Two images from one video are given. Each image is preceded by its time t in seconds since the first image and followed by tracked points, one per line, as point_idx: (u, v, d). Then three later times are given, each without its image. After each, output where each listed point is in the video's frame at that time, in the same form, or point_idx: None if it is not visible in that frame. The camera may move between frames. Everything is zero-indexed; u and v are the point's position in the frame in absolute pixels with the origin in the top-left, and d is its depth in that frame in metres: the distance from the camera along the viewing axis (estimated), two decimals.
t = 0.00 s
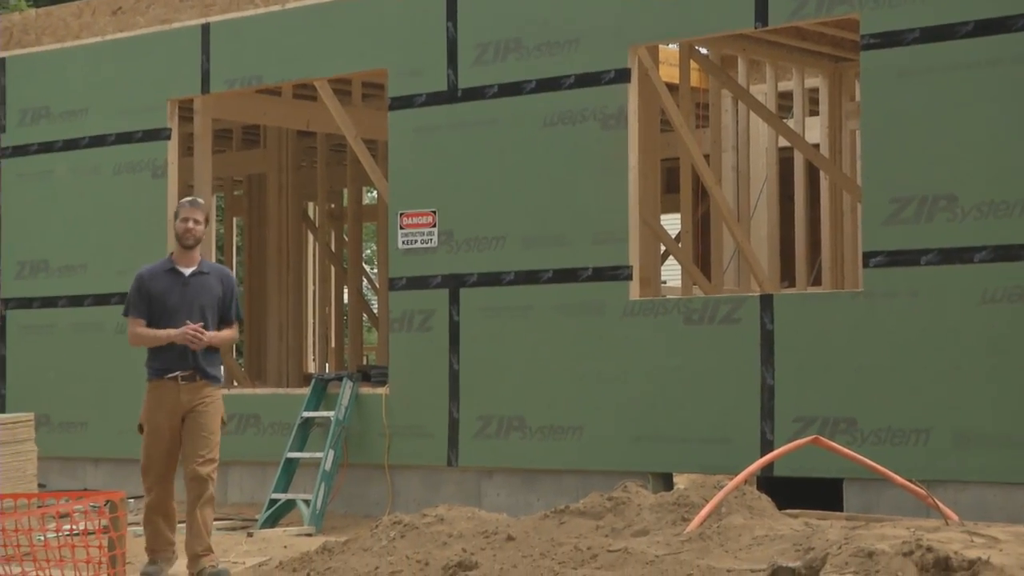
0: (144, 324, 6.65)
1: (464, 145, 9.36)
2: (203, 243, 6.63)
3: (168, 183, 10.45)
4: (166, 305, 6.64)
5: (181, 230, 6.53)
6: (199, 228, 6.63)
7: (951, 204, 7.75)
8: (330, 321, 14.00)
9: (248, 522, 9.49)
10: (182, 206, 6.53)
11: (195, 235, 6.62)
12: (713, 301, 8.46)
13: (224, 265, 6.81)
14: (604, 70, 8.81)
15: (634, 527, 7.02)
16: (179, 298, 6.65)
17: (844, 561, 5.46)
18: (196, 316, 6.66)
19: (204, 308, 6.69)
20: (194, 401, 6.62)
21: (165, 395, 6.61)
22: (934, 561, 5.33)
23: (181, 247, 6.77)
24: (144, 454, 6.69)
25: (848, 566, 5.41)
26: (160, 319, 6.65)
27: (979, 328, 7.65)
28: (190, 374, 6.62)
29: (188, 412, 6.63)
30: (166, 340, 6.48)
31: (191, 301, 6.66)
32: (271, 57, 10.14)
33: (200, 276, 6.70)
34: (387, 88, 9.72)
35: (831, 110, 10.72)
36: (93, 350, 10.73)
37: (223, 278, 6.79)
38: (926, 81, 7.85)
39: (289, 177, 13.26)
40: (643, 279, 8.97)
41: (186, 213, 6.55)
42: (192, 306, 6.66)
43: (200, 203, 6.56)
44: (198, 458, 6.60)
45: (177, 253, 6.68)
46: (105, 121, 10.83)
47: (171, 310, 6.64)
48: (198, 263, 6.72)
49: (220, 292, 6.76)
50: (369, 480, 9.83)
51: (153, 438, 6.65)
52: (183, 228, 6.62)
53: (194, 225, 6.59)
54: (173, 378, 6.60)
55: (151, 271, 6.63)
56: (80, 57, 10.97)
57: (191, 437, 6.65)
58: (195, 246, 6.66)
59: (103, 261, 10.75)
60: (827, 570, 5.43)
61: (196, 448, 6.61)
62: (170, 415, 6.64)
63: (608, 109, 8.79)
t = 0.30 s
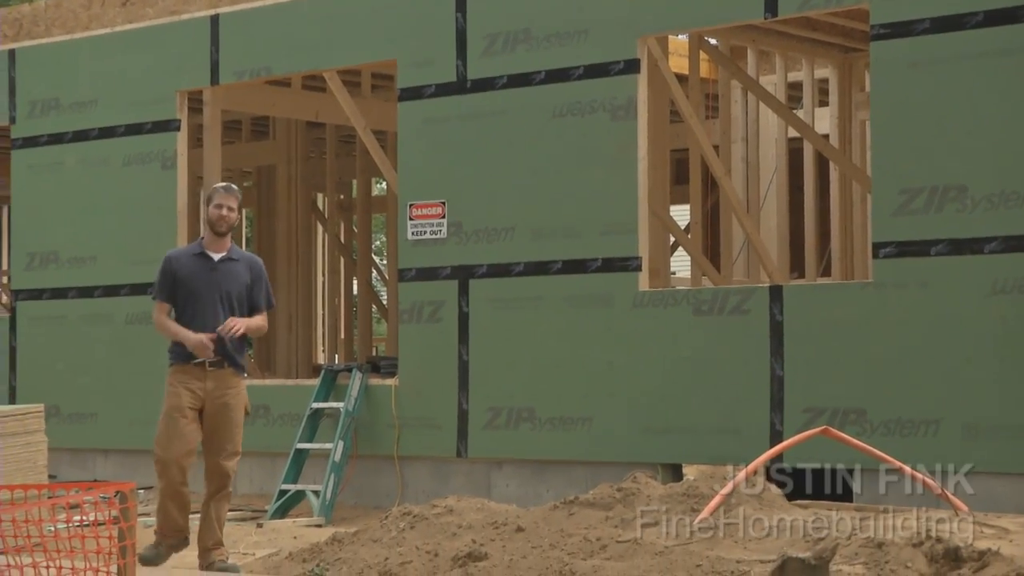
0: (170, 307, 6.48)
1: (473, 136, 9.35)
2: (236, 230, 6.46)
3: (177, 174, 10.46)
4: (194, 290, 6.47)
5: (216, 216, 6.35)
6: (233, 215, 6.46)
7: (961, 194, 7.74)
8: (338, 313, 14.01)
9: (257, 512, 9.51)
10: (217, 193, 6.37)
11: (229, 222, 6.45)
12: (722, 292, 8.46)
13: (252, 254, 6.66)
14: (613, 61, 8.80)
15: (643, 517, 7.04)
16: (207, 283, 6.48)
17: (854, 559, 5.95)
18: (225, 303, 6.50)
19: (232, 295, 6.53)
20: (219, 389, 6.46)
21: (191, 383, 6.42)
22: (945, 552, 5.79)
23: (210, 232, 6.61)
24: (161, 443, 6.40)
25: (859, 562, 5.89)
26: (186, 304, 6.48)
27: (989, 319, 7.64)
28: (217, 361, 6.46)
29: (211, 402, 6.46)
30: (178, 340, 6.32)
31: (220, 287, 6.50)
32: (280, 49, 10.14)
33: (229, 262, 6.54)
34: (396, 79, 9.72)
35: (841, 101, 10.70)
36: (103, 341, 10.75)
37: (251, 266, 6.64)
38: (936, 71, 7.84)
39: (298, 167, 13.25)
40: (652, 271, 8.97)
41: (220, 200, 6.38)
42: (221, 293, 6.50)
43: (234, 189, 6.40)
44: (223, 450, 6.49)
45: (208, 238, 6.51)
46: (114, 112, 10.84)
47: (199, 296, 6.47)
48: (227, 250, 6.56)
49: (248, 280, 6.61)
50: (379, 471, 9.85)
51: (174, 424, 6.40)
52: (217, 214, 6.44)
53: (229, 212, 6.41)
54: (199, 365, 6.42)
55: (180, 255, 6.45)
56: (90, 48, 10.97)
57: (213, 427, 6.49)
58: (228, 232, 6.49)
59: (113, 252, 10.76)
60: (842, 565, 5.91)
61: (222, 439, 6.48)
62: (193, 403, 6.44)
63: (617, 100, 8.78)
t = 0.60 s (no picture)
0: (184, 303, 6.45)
1: (477, 128, 9.35)
2: (248, 222, 6.47)
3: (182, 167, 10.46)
4: (211, 285, 6.45)
5: (228, 209, 6.36)
6: (245, 207, 6.48)
7: (965, 187, 7.74)
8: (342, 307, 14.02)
9: (261, 505, 9.53)
10: (229, 184, 6.38)
11: (241, 214, 6.46)
12: (726, 284, 8.46)
13: (262, 247, 6.68)
14: (617, 53, 8.79)
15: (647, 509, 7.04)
16: (225, 277, 6.48)
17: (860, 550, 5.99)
18: (241, 298, 6.51)
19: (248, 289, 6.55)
20: (240, 387, 6.50)
21: (214, 381, 6.43)
22: (948, 545, 5.81)
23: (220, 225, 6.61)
24: (187, 442, 6.40)
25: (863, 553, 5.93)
26: (203, 300, 6.47)
27: (993, 311, 7.64)
28: (238, 356, 6.48)
29: (231, 398, 6.50)
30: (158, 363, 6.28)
31: (237, 281, 6.51)
32: (284, 42, 10.14)
33: (244, 256, 6.55)
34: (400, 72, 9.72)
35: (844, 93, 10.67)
36: (107, 334, 10.76)
37: (263, 260, 6.66)
38: (941, 63, 7.83)
39: (302, 161, 13.25)
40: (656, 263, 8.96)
41: (232, 192, 6.39)
42: (238, 287, 6.50)
43: (247, 181, 6.41)
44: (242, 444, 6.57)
45: (221, 231, 6.52)
46: (119, 105, 10.84)
47: (216, 291, 6.46)
48: (240, 243, 6.58)
49: (262, 274, 6.63)
50: (383, 464, 9.86)
51: (199, 423, 6.40)
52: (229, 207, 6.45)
53: (241, 204, 6.42)
54: (221, 360, 6.43)
55: (195, 249, 6.44)
56: (93, 41, 10.97)
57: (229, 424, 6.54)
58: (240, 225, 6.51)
59: (118, 245, 10.76)
60: (847, 555, 5.95)
61: (241, 432, 6.57)
62: (215, 401, 6.46)
63: (621, 93, 8.78)
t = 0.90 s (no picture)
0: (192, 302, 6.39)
1: (479, 122, 9.45)
2: (247, 216, 6.43)
3: (186, 160, 10.55)
4: (217, 281, 6.42)
5: (227, 204, 6.31)
6: (242, 201, 6.43)
7: (962, 180, 7.83)
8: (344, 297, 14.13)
9: (266, 495, 9.64)
10: (225, 178, 6.32)
11: (238, 207, 6.42)
12: (725, 277, 8.55)
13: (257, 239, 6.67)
14: (617, 47, 8.87)
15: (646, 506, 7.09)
16: (229, 273, 6.46)
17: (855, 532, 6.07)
18: (247, 292, 6.50)
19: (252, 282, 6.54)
20: (256, 384, 6.49)
21: (234, 379, 6.40)
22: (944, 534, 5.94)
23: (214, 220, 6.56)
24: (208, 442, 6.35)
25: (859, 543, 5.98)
26: (210, 297, 6.43)
27: (989, 302, 7.73)
28: (253, 352, 6.47)
29: (247, 395, 6.47)
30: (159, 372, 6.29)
31: (241, 275, 6.49)
32: (287, 35, 10.22)
33: (243, 249, 6.54)
34: (403, 66, 9.81)
35: (842, 86, 10.74)
36: (112, 326, 10.86)
37: (260, 251, 6.65)
38: (938, 58, 7.92)
39: (305, 153, 13.35)
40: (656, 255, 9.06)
41: (230, 186, 6.34)
42: (243, 281, 6.49)
43: (242, 174, 6.36)
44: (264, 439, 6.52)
45: (218, 226, 6.48)
46: (123, 99, 10.92)
47: (223, 287, 6.43)
48: (237, 237, 6.56)
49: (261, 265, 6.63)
50: (386, 454, 9.97)
51: (219, 421, 6.36)
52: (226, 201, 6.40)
53: (238, 197, 6.37)
54: (238, 356, 6.41)
55: (197, 246, 6.39)
56: (98, 36, 11.06)
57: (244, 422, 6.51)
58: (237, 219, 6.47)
59: (123, 238, 10.86)
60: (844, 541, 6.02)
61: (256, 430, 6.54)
62: (234, 398, 6.43)
63: (621, 87, 8.86)
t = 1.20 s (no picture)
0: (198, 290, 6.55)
1: (481, 117, 9.65)
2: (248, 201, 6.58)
3: (194, 154, 10.76)
4: (221, 268, 6.58)
5: (227, 189, 6.46)
6: (242, 187, 6.58)
7: (952, 174, 8.03)
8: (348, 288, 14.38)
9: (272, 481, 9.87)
10: (225, 165, 6.46)
11: (239, 193, 6.57)
12: (721, 268, 8.76)
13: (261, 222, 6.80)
14: (616, 44, 9.07)
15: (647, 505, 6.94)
16: (231, 259, 6.60)
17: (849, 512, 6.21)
18: (252, 277, 6.65)
19: (257, 266, 6.69)
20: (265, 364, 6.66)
21: (242, 362, 6.58)
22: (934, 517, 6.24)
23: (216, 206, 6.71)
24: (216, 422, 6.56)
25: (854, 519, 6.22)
26: (215, 284, 6.60)
27: (978, 294, 7.94)
28: (258, 335, 6.65)
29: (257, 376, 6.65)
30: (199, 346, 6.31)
31: (245, 261, 6.64)
32: (293, 32, 10.42)
33: (247, 234, 6.68)
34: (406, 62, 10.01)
35: (835, 82, 10.92)
36: (122, 316, 11.08)
37: (264, 234, 6.80)
38: (929, 55, 8.12)
39: (311, 148, 13.56)
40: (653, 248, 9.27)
41: (229, 172, 6.48)
42: (246, 267, 6.64)
43: (241, 160, 6.51)
44: (276, 417, 6.68)
45: (220, 212, 6.63)
46: (132, 94, 11.13)
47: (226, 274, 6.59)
48: (240, 222, 6.70)
49: (266, 249, 6.76)
50: (390, 442, 10.20)
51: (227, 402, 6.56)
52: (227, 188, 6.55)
53: (239, 183, 6.52)
54: (244, 341, 6.59)
55: (199, 234, 6.54)
56: (108, 32, 11.26)
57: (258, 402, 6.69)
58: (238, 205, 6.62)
59: (132, 231, 11.07)
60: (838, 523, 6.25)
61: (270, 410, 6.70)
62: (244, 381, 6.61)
63: (620, 83, 9.06)
